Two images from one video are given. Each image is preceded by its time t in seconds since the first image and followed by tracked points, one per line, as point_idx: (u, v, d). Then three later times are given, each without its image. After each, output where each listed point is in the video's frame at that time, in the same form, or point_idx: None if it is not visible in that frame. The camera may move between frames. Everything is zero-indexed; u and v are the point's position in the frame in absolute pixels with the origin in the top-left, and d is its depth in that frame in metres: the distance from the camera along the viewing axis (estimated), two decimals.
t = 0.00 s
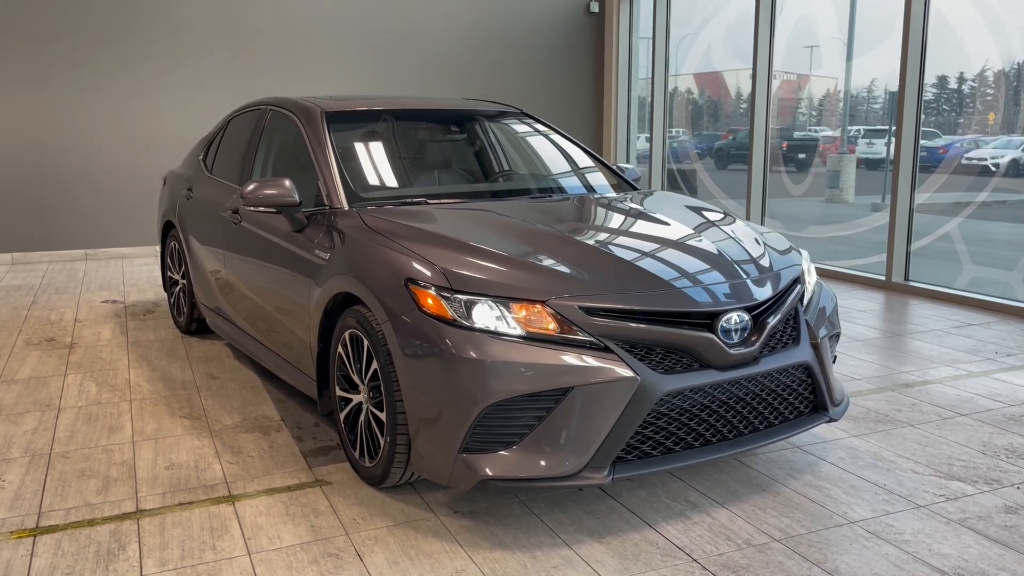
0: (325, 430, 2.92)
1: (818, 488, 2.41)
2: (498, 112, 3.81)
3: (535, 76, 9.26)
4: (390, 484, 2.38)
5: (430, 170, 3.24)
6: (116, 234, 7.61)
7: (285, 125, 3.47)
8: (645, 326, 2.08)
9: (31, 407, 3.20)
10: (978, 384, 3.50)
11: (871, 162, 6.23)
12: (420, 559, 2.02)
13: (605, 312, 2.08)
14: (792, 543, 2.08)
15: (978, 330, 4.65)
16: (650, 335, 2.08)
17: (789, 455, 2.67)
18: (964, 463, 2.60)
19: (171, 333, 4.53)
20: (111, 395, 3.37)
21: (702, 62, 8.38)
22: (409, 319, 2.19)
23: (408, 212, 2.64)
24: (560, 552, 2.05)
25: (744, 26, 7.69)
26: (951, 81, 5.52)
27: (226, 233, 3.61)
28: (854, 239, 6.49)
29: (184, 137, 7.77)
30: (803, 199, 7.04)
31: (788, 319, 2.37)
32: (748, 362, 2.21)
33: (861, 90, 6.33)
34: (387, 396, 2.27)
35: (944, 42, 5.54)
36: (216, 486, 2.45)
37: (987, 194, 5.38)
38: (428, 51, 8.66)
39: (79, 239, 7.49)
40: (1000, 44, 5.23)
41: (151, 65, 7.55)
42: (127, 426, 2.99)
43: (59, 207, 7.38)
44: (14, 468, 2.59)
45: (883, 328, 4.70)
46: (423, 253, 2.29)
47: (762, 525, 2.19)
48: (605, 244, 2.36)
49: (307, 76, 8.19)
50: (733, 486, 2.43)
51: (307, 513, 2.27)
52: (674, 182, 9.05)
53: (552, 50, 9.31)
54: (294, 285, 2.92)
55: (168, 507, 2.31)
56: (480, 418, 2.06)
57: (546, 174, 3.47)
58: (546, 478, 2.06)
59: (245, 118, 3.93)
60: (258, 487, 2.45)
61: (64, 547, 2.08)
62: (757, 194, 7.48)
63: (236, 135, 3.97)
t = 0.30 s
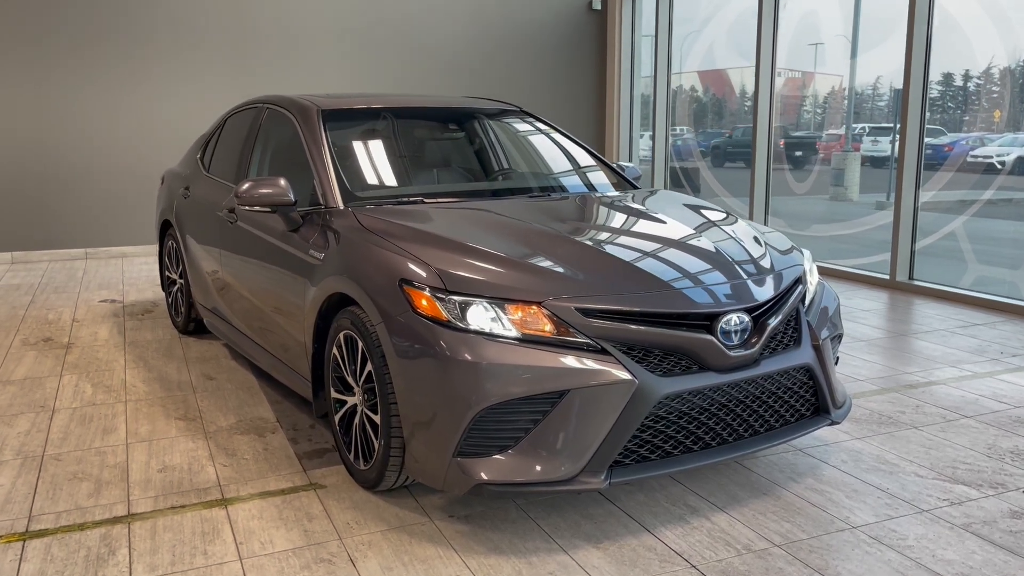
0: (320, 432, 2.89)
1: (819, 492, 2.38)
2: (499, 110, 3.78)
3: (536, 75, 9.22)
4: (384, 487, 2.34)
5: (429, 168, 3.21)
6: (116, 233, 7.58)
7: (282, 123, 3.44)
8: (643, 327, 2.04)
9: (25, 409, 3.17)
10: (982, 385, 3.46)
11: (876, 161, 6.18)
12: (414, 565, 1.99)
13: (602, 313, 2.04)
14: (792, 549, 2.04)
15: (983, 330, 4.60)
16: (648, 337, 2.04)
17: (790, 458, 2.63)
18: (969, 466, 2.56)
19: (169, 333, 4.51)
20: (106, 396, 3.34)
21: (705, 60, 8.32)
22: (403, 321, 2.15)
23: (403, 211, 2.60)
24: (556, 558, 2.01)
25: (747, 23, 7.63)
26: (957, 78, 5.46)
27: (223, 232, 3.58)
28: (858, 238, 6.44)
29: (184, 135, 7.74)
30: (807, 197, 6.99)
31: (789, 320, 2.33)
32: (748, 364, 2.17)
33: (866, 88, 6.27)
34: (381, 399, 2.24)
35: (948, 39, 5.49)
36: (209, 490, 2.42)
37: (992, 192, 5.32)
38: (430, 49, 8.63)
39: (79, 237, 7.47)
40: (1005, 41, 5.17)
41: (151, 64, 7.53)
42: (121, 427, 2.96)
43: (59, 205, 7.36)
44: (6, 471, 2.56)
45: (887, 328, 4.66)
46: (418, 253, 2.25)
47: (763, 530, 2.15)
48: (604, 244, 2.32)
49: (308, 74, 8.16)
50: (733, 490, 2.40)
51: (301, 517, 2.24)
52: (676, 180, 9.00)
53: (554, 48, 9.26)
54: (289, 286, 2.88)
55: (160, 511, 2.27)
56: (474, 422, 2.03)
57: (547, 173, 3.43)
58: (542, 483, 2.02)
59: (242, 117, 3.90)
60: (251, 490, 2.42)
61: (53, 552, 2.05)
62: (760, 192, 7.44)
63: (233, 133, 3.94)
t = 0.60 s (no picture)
0: (316, 433, 2.86)
1: (819, 497, 2.34)
2: (500, 109, 3.75)
3: (539, 73, 9.19)
4: (379, 490, 2.32)
5: (428, 167, 3.18)
6: (117, 232, 7.58)
7: (279, 122, 3.42)
8: (639, 330, 2.01)
9: (20, 410, 3.15)
10: (987, 386, 3.42)
11: (882, 159, 6.12)
12: (407, 571, 1.96)
13: (598, 315, 2.01)
14: (791, 555, 2.01)
15: (988, 330, 4.56)
16: (644, 340, 2.01)
17: (791, 461, 2.60)
18: (972, 470, 2.52)
19: (167, 332, 4.49)
20: (102, 397, 3.32)
21: (709, 57, 8.27)
22: (396, 323, 2.13)
23: (399, 211, 2.58)
24: (551, 563, 1.99)
25: (751, 21, 7.58)
26: (964, 76, 5.41)
27: (220, 231, 3.56)
28: (863, 237, 6.39)
29: (184, 134, 7.73)
30: (811, 195, 6.94)
31: (788, 322, 2.30)
32: (746, 367, 2.14)
33: (872, 85, 6.20)
34: (375, 402, 2.21)
35: (954, 36, 5.43)
36: (203, 493, 2.40)
37: (997, 190, 5.27)
38: (432, 47, 8.60)
39: (80, 236, 7.46)
40: (1012, 38, 5.12)
41: (152, 62, 7.51)
42: (116, 429, 2.94)
43: (60, 204, 7.35)
44: None
45: (891, 328, 4.62)
46: (413, 254, 2.22)
47: (761, 536, 2.12)
48: (601, 245, 2.30)
49: (309, 73, 8.15)
50: (732, 494, 2.37)
51: (294, 521, 2.22)
52: (679, 179, 8.95)
53: (556, 45, 9.22)
54: (285, 286, 2.86)
55: (152, 514, 2.25)
56: (468, 425, 2.00)
57: (549, 172, 3.40)
58: (536, 488, 1.99)
59: (240, 115, 3.88)
60: (244, 493, 2.40)
61: (42, 556, 2.02)
62: (764, 191, 7.39)
63: (230, 133, 3.92)
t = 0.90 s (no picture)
0: (314, 434, 2.85)
1: (819, 499, 2.32)
2: (502, 108, 3.73)
3: (543, 71, 9.17)
4: (375, 491, 2.30)
5: (429, 166, 3.16)
6: (120, 231, 7.60)
7: (278, 120, 3.40)
8: (637, 330, 1.99)
9: (19, 409, 3.15)
10: (991, 387, 3.39)
11: (888, 157, 6.07)
12: (402, 573, 1.95)
13: (594, 316, 1.99)
14: (789, 558, 1.99)
15: (993, 330, 4.52)
16: (642, 340, 1.99)
17: (791, 462, 2.58)
18: (974, 472, 2.50)
19: (168, 331, 4.49)
20: (101, 396, 3.31)
21: (714, 55, 8.22)
22: (392, 323, 2.11)
23: (396, 210, 2.56)
24: (547, 566, 1.97)
25: (756, 18, 7.53)
26: (972, 74, 5.36)
27: (220, 231, 3.55)
28: (869, 236, 6.35)
29: (187, 132, 7.73)
30: (815, 194, 6.90)
31: (788, 322, 2.28)
32: (745, 368, 2.12)
33: (880, 83, 6.15)
34: (371, 402, 2.20)
35: (962, 33, 5.38)
36: (199, 493, 2.39)
37: (1004, 189, 5.23)
38: (435, 45, 8.58)
39: (83, 235, 7.48)
40: (1018, 36, 5.07)
41: (156, 61, 7.52)
42: (114, 428, 2.94)
43: (63, 203, 7.37)
44: None
45: (895, 328, 4.58)
46: (409, 254, 2.21)
47: (760, 538, 2.10)
48: (599, 244, 2.28)
49: (312, 71, 8.14)
50: (731, 496, 2.35)
51: (289, 522, 2.20)
52: (683, 177, 8.91)
53: (561, 43, 9.20)
54: (283, 286, 2.84)
55: (148, 514, 2.25)
56: (463, 426, 1.98)
57: (551, 171, 3.38)
58: (533, 490, 1.98)
59: (240, 114, 3.87)
60: (241, 494, 2.39)
61: (37, 557, 2.02)
62: (768, 189, 7.35)
63: (230, 131, 3.91)
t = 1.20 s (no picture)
0: (315, 432, 2.85)
1: (821, 499, 2.30)
2: (506, 106, 3.73)
3: (548, 69, 9.15)
4: (375, 490, 2.30)
5: (432, 164, 3.15)
6: (126, 229, 7.62)
7: (279, 119, 3.40)
8: (637, 330, 1.98)
9: (22, 407, 3.16)
10: (997, 387, 3.36)
11: (896, 154, 6.03)
12: (400, 572, 1.94)
13: (594, 315, 1.98)
14: (790, 559, 1.98)
15: (999, 330, 4.49)
16: (642, 339, 1.98)
17: (793, 462, 2.56)
18: (979, 473, 2.48)
19: (172, 329, 4.49)
20: (104, 394, 3.32)
21: (720, 52, 8.18)
22: (391, 322, 2.10)
23: (396, 209, 2.55)
24: (546, 566, 1.96)
25: (763, 15, 7.48)
26: (981, 71, 5.31)
27: (222, 229, 3.55)
28: (876, 234, 6.31)
29: (192, 130, 7.75)
30: (821, 192, 6.86)
31: (790, 322, 2.26)
32: (746, 367, 2.10)
33: (888, 81, 6.10)
34: (370, 401, 2.19)
35: (971, 30, 5.34)
36: (199, 492, 2.39)
37: (1011, 187, 5.19)
38: (440, 44, 8.58)
39: (88, 233, 7.50)
40: None
41: (161, 59, 7.55)
42: (116, 427, 2.94)
43: (68, 201, 7.39)
44: None
45: (901, 327, 4.56)
46: (409, 253, 2.20)
47: (761, 539, 2.08)
48: (600, 243, 2.26)
49: (316, 70, 8.15)
50: (733, 496, 2.33)
51: (288, 521, 2.20)
52: (689, 175, 8.87)
53: (566, 41, 9.18)
54: (284, 285, 2.84)
55: (147, 513, 2.24)
56: (462, 425, 1.97)
57: (555, 170, 3.37)
58: (532, 490, 1.97)
59: (242, 112, 3.86)
60: (241, 493, 2.38)
61: (36, 555, 2.02)
62: (774, 187, 7.32)
63: (233, 129, 3.90)
